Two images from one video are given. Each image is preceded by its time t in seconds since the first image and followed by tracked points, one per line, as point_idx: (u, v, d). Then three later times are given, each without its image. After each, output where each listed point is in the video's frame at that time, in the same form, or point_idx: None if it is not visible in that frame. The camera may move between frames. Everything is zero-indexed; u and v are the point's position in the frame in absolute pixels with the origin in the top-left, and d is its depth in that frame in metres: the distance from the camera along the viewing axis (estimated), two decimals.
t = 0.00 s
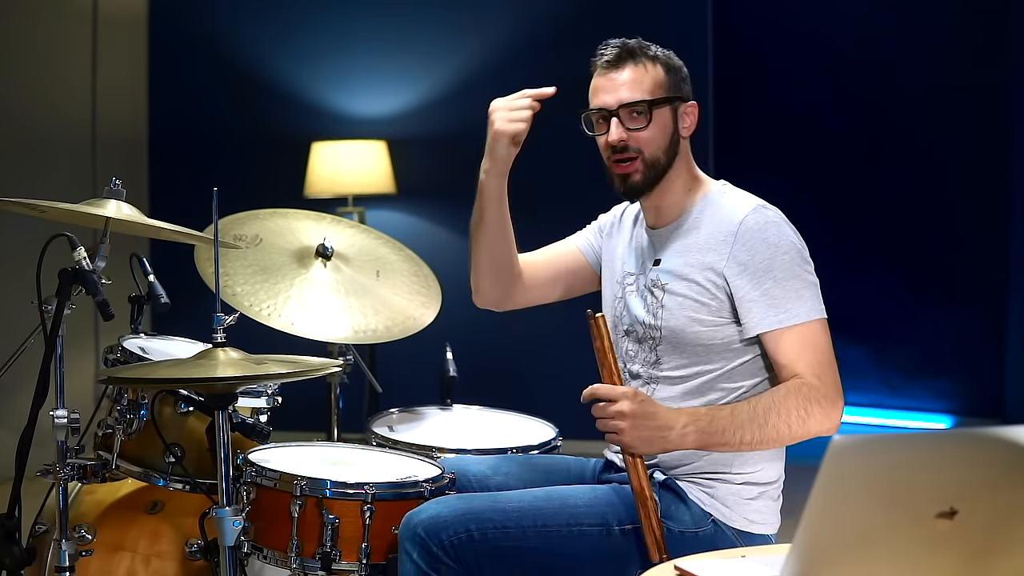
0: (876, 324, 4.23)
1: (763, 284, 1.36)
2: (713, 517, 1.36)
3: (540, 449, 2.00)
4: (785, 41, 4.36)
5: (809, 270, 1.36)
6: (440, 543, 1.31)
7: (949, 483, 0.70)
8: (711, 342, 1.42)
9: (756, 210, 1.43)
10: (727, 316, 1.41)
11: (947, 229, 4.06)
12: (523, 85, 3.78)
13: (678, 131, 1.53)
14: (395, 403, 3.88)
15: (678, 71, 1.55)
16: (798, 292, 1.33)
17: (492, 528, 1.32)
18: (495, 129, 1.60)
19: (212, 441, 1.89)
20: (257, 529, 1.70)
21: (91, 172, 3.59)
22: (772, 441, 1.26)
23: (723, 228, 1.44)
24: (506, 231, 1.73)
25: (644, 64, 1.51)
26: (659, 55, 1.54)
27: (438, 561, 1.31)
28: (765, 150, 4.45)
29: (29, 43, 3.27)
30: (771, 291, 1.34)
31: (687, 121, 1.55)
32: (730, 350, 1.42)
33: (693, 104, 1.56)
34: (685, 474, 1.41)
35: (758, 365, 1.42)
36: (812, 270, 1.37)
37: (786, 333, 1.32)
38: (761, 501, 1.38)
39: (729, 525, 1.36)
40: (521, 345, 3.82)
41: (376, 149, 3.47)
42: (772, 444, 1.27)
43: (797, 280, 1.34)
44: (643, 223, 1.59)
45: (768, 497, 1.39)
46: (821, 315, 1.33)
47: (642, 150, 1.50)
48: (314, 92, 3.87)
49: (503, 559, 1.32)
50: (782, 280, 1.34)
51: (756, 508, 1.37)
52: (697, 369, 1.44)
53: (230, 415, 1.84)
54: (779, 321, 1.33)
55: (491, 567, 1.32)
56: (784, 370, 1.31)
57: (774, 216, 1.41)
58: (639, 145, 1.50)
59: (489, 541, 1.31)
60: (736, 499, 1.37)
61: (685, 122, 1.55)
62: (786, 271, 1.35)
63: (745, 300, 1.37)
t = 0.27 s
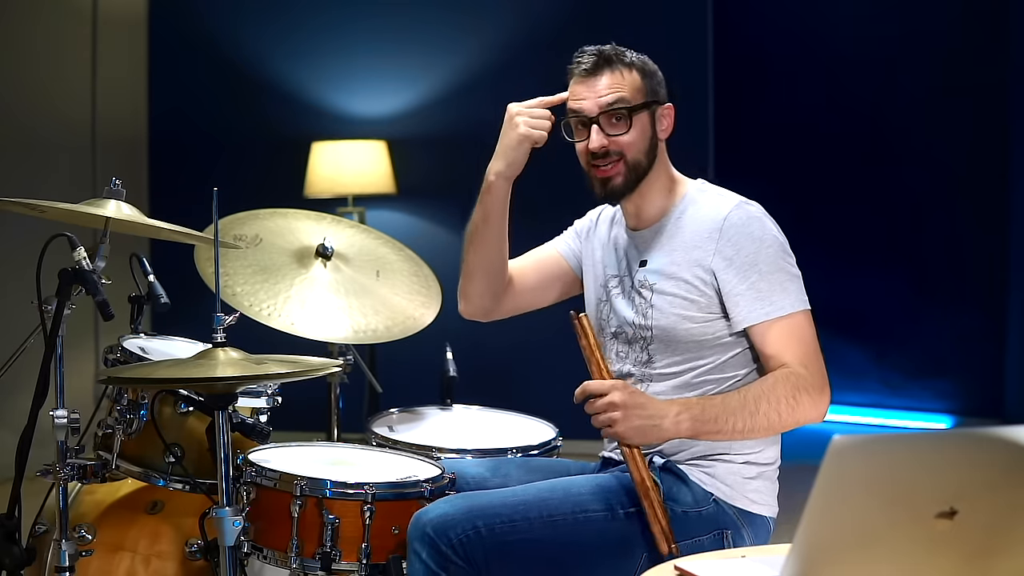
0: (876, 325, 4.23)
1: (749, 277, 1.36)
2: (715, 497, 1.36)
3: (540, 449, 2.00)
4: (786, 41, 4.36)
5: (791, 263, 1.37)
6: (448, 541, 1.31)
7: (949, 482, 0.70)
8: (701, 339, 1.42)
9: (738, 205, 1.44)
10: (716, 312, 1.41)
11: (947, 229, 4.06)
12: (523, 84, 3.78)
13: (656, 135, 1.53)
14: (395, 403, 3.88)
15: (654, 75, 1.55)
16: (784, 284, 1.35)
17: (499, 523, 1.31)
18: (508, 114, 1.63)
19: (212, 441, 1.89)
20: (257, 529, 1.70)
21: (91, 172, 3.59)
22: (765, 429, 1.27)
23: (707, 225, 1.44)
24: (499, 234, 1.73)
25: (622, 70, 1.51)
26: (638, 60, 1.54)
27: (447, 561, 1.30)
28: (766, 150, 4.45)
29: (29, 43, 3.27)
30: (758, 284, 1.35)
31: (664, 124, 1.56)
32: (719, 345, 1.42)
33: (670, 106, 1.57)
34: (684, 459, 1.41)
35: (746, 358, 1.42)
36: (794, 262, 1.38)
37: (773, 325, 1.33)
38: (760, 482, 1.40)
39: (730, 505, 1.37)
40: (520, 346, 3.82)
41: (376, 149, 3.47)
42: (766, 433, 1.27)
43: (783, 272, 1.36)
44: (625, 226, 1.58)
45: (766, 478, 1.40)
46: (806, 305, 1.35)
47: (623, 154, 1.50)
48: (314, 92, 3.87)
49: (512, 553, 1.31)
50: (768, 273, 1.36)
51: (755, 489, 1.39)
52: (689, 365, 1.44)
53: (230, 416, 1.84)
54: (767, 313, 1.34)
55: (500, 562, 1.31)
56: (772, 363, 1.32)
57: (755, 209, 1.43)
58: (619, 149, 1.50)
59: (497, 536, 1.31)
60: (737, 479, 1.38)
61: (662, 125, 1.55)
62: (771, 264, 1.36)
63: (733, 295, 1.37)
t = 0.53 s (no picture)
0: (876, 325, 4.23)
1: (746, 276, 1.37)
2: (715, 491, 1.37)
3: (540, 449, 2.00)
4: (786, 41, 4.36)
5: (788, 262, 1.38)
6: (454, 542, 1.30)
7: (948, 482, 0.70)
8: (699, 339, 1.42)
9: (733, 205, 1.44)
10: (713, 311, 1.42)
11: (947, 230, 4.06)
12: (523, 85, 3.78)
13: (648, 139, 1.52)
14: (395, 403, 3.88)
15: (644, 77, 1.55)
16: (781, 283, 1.35)
17: (505, 524, 1.31)
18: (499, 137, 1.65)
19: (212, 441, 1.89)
20: (257, 529, 1.70)
21: (91, 172, 3.59)
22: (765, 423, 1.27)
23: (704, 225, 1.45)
24: (494, 245, 1.73)
25: (613, 76, 1.50)
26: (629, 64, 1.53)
27: (453, 563, 1.30)
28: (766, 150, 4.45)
29: (29, 43, 3.27)
30: (755, 283, 1.36)
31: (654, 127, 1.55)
32: (717, 344, 1.42)
33: (659, 109, 1.56)
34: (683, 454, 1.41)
35: (744, 358, 1.43)
36: (790, 261, 1.39)
37: (771, 323, 1.34)
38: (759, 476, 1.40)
39: (730, 498, 1.37)
40: (520, 346, 3.82)
41: (376, 149, 3.47)
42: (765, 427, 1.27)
43: (779, 271, 1.36)
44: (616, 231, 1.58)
45: (764, 472, 1.41)
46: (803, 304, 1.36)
47: (616, 161, 1.49)
48: (314, 92, 3.87)
49: (518, 554, 1.31)
50: (765, 272, 1.36)
51: (754, 482, 1.39)
52: (688, 363, 1.44)
53: (230, 416, 1.84)
54: (764, 312, 1.34)
55: (505, 563, 1.31)
56: (770, 360, 1.33)
57: (750, 209, 1.43)
58: (613, 156, 1.49)
59: (503, 537, 1.31)
60: (736, 472, 1.39)
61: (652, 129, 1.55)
62: (768, 264, 1.37)
63: (731, 294, 1.37)
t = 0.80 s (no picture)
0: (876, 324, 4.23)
1: (748, 275, 1.35)
2: (714, 508, 1.37)
3: (540, 449, 2.00)
4: (786, 41, 4.36)
5: (794, 264, 1.35)
6: (448, 544, 1.31)
7: (949, 481, 0.70)
8: (700, 337, 1.42)
9: (740, 203, 1.42)
10: (714, 310, 1.41)
11: (948, 229, 4.06)
12: (523, 84, 3.78)
13: (661, 132, 1.53)
14: (395, 403, 3.88)
15: (663, 73, 1.56)
16: (784, 284, 1.33)
17: (500, 528, 1.32)
18: (461, 238, 1.60)
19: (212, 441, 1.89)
20: (257, 529, 1.70)
21: (91, 172, 3.59)
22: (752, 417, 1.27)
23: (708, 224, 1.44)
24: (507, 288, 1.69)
25: (627, 66, 1.52)
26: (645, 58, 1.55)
27: (447, 564, 1.30)
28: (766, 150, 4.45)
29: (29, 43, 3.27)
30: (756, 283, 1.34)
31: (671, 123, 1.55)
32: (718, 343, 1.41)
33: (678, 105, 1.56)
34: (684, 469, 1.41)
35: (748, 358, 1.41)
36: (797, 262, 1.36)
37: (772, 323, 1.32)
38: (759, 491, 1.40)
39: (729, 516, 1.37)
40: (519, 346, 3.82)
41: (376, 149, 3.47)
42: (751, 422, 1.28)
43: (783, 272, 1.34)
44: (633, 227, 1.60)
45: (765, 487, 1.40)
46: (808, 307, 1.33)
47: (624, 150, 1.51)
48: (314, 92, 3.87)
49: (511, 559, 1.31)
50: (767, 272, 1.34)
51: (755, 498, 1.39)
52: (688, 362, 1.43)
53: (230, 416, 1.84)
54: (764, 312, 1.32)
55: (499, 567, 1.31)
56: (767, 357, 1.32)
57: (759, 208, 1.41)
58: (620, 144, 1.51)
59: (498, 541, 1.31)
60: (736, 489, 1.38)
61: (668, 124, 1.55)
62: (771, 264, 1.34)
63: (731, 293, 1.36)
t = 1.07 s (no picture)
0: (876, 325, 4.23)
1: (739, 277, 1.33)
2: (714, 526, 1.35)
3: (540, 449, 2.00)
4: (786, 41, 4.36)
5: (789, 266, 1.32)
6: (443, 547, 1.32)
7: (950, 481, 0.70)
8: (697, 342, 1.42)
9: (740, 204, 1.40)
10: (712, 314, 1.40)
11: (947, 229, 4.07)
12: (523, 85, 3.78)
13: (651, 135, 1.51)
14: (395, 403, 3.88)
15: (657, 71, 1.53)
16: (774, 287, 1.30)
17: (496, 534, 1.32)
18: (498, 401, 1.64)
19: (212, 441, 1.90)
20: (258, 529, 1.70)
21: (91, 173, 3.59)
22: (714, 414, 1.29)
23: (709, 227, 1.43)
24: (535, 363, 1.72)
25: (611, 72, 1.53)
26: (633, 59, 1.53)
27: (440, 566, 1.32)
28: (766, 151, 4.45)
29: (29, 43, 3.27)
30: (746, 285, 1.32)
31: (667, 122, 1.52)
32: (717, 346, 1.40)
33: (674, 103, 1.52)
34: (685, 485, 1.39)
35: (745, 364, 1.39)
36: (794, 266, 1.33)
37: (760, 326, 1.29)
38: (762, 507, 1.37)
39: (730, 533, 1.36)
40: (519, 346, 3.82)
41: (376, 149, 3.47)
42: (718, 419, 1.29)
43: (776, 275, 1.31)
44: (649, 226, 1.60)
45: (769, 504, 1.38)
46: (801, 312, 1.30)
47: (607, 161, 1.53)
48: (314, 92, 3.87)
49: (505, 565, 1.32)
50: (757, 275, 1.32)
51: (758, 515, 1.37)
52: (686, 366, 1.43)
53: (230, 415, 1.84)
54: (751, 314, 1.30)
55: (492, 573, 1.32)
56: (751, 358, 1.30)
57: (759, 209, 1.38)
58: (602, 156, 1.53)
59: (493, 547, 1.31)
60: (737, 507, 1.36)
61: (665, 123, 1.52)
62: (763, 266, 1.32)
63: (722, 295, 1.35)
